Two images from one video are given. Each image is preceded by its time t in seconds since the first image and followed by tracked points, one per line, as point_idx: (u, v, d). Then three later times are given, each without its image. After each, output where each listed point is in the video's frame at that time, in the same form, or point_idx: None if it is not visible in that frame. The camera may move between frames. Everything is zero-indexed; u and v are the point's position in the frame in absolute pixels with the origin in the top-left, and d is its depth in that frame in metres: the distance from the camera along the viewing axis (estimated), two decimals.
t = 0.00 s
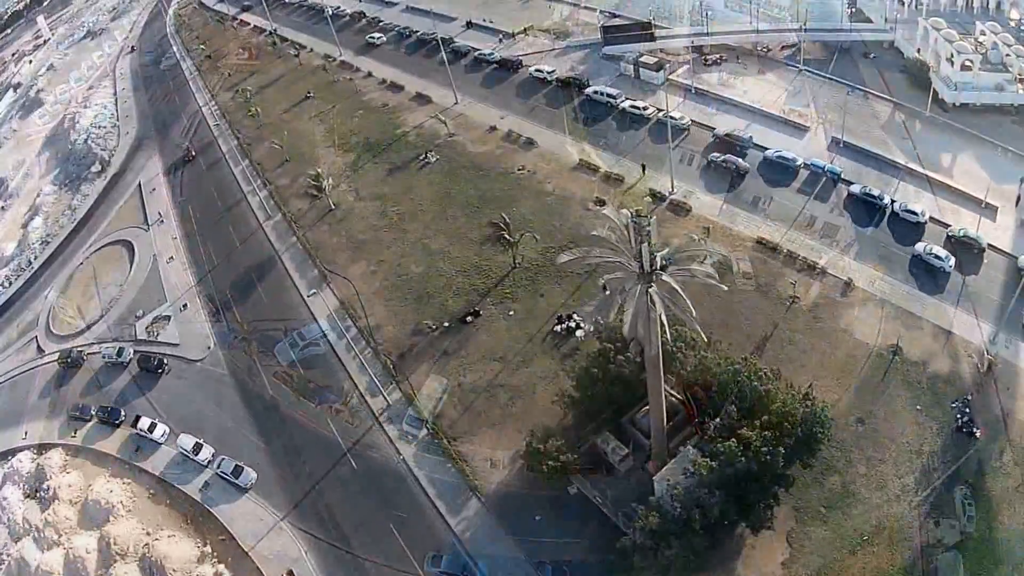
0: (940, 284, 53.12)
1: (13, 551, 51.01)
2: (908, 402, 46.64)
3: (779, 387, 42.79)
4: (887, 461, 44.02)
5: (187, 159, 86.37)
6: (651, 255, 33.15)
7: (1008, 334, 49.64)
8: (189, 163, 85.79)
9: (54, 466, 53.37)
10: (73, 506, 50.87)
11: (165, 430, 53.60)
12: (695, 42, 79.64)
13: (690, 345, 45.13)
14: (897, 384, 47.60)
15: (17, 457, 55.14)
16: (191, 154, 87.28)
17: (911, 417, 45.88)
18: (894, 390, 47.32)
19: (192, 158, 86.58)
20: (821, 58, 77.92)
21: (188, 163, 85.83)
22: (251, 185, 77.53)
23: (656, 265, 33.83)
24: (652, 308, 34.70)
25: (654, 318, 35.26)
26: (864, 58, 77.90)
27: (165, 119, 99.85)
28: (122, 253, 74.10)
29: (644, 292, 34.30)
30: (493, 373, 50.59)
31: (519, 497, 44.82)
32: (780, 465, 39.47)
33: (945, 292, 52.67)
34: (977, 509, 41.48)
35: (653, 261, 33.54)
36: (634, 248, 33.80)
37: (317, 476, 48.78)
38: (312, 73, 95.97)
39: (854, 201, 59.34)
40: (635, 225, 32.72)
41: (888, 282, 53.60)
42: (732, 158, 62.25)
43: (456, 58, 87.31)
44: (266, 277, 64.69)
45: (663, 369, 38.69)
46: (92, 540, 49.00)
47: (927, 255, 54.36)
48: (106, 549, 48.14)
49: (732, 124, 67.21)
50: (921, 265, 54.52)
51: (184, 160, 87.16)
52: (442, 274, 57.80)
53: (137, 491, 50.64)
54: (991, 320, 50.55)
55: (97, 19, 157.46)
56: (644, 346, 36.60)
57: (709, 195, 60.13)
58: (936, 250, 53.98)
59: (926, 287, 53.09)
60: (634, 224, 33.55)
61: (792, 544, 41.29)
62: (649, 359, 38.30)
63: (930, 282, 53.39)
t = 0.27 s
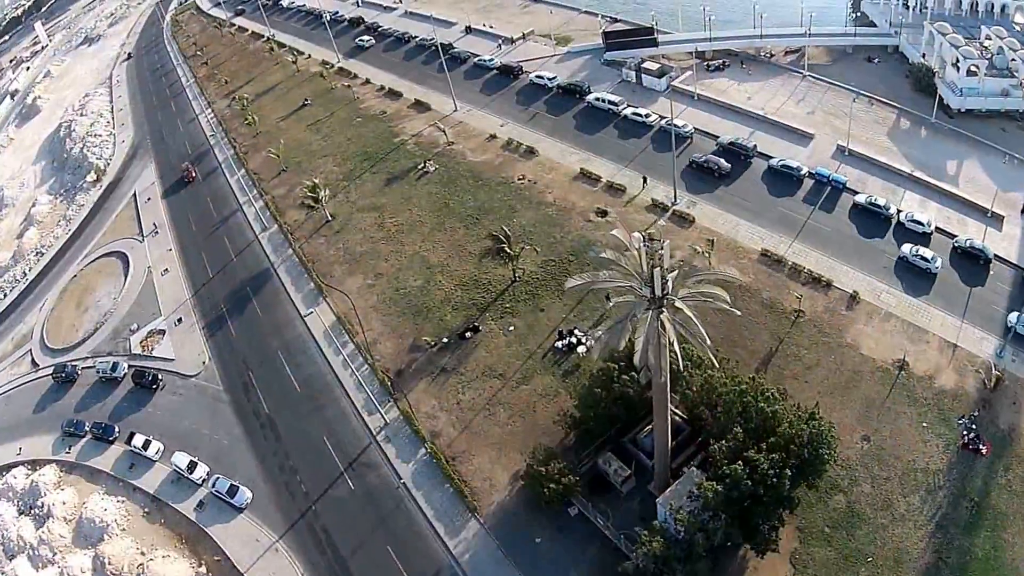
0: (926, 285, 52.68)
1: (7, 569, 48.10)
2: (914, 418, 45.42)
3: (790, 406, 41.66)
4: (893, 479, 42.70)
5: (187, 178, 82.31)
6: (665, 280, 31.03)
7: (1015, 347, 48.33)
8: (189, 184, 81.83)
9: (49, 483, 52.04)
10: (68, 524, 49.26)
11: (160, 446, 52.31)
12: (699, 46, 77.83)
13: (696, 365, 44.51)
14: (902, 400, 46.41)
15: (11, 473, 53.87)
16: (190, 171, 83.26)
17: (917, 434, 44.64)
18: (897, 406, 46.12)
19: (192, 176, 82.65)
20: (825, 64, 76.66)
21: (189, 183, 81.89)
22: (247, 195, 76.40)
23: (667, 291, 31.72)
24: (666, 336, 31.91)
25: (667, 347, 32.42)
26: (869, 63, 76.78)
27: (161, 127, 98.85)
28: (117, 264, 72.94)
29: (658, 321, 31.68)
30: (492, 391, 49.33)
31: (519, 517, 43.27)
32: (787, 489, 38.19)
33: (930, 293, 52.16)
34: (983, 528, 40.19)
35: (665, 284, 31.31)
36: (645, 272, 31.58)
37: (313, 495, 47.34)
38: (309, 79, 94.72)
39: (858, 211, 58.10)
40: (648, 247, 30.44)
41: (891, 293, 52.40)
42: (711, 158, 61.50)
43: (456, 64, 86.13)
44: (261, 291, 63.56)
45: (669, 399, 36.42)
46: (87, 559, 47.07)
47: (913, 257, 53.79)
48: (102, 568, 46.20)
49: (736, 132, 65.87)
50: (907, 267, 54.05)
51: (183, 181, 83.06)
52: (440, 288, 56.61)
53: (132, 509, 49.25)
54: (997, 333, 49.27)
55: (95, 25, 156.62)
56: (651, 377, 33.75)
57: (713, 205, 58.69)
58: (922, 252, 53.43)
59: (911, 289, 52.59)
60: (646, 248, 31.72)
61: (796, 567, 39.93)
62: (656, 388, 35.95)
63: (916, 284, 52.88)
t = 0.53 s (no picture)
0: (910, 288, 52.66)
1: None
2: (920, 437, 44.48)
3: (797, 429, 40.77)
4: (899, 500, 41.76)
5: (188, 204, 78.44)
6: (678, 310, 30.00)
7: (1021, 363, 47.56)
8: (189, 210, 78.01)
9: (43, 499, 51.07)
10: (62, 542, 48.35)
11: (155, 465, 51.30)
12: (700, 54, 77.00)
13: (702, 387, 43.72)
14: (907, 419, 45.51)
15: (5, 488, 52.80)
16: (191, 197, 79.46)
17: (924, 453, 43.70)
18: (903, 425, 45.21)
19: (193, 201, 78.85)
20: (827, 73, 75.83)
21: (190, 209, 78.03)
22: (242, 207, 75.40)
23: (678, 321, 30.67)
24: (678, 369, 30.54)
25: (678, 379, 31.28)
26: (872, 71, 75.95)
27: (156, 137, 97.82)
28: (112, 276, 71.87)
29: (669, 352, 30.62)
30: (493, 412, 48.32)
31: (519, 541, 42.19)
32: (794, 515, 37.26)
33: (915, 298, 52.10)
34: (988, 548, 39.34)
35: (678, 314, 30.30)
36: (657, 302, 30.33)
37: (310, 517, 46.22)
38: (305, 88, 93.77)
39: (863, 224, 57.25)
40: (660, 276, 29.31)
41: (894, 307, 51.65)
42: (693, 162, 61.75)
43: (454, 73, 85.23)
44: (257, 306, 62.57)
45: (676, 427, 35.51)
46: None
47: (898, 261, 53.59)
48: None
49: (738, 142, 64.97)
50: (893, 272, 53.87)
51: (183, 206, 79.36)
52: (438, 305, 55.65)
53: (127, 528, 48.30)
54: (1002, 348, 48.51)
55: (92, 30, 155.65)
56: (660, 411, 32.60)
57: (714, 218, 57.78)
58: (906, 256, 53.35)
59: (895, 293, 52.43)
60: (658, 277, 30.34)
61: None
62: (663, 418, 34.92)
63: (901, 289, 52.78)
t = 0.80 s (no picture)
0: (894, 296, 52.83)
1: None
2: (927, 459, 43.74)
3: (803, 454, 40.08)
4: (906, 522, 40.97)
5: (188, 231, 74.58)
6: (690, 346, 28.97)
7: None
8: (190, 237, 74.21)
9: (38, 515, 50.36)
10: (57, 560, 47.63)
11: (151, 484, 50.46)
12: (700, 65, 76.39)
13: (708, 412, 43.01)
14: (913, 440, 44.77)
15: None
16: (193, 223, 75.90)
17: (931, 475, 42.95)
18: (908, 446, 44.49)
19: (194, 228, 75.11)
20: (828, 84, 75.28)
21: (191, 237, 74.21)
22: (238, 220, 74.54)
23: (690, 356, 29.53)
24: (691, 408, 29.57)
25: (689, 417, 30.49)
26: (873, 82, 75.35)
27: (151, 145, 96.95)
28: (107, 288, 71.04)
29: (681, 389, 29.78)
30: (494, 435, 47.55)
31: (520, 566, 41.25)
32: (802, 544, 36.49)
33: (898, 305, 52.26)
34: (995, 571, 38.63)
35: (690, 348, 29.30)
36: (669, 336, 29.39)
37: (308, 540, 45.24)
38: (301, 98, 93.02)
39: (867, 240, 56.61)
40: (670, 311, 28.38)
41: (898, 324, 51.09)
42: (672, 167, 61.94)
43: (452, 83, 84.49)
44: (253, 322, 61.69)
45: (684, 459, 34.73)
46: None
47: (882, 268, 53.79)
48: None
49: (740, 156, 64.33)
50: (877, 279, 54.03)
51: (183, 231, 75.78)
52: (437, 323, 54.89)
53: (122, 547, 47.49)
54: (988, 356, 48.59)
55: (89, 36, 154.83)
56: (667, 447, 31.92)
57: (717, 235, 57.09)
58: (890, 263, 53.49)
59: (879, 300, 52.59)
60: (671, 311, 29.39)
61: None
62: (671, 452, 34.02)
63: (885, 295, 52.97)
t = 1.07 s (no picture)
0: (876, 303, 52.99)
1: None
2: (933, 480, 42.97)
3: (810, 479, 39.48)
4: (912, 544, 40.11)
5: (189, 258, 71.13)
6: (703, 382, 27.97)
7: None
8: (192, 265, 70.82)
9: (34, 531, 49.65)
10: None
11: (147, 502, 49.68)
12: (700, 77, 75.91)
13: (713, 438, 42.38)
14: (919, 461, 43.97)
15: None
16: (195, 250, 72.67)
17: (937, 496, 42.14)
18: (914, 466, 43.70)
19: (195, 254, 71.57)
20: (829, 95, 74.83)
21: (192, 265, 70.75)
22: (234, 233, 73.68)
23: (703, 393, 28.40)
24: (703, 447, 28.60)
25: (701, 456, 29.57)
26: (874, 93, 74.84)
27: (147, 154, 96.18)
28: (102, 301, 70.19)
29: (693, 427, 28.67)
30: (494, 457, 46.83)
31: None
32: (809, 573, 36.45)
33: (878, 313, 52.42)
34: None
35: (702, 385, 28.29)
36: (681, 373, 28.26)
37: (307, 564, 44.35)
38: (298, 108, 92.38)
39: (871, 256, 56.06)
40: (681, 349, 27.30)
41: (900, 341, 50.60)
42: (649, 172, 62.93)
43: (450, 94, 83.85)
44: (249, 338, 60.90)
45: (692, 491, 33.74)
46: None
47: (865, 275, 53.98)
48: None
49: (741, 170, 63.83)
50: (859, 286, 54.16)
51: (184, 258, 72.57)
52: (436, 343, 54.17)
53: (118, 566, 46.72)
54: (967, 361, 48.97)
55: (86, 41, 153.99)
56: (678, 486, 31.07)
57: (720, 252, 56.49)
58: (873, 270, 53.68)
59: (860, 308, 52.72)
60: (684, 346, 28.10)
61: None
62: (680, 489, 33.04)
63: (868, 301, 53.16)
